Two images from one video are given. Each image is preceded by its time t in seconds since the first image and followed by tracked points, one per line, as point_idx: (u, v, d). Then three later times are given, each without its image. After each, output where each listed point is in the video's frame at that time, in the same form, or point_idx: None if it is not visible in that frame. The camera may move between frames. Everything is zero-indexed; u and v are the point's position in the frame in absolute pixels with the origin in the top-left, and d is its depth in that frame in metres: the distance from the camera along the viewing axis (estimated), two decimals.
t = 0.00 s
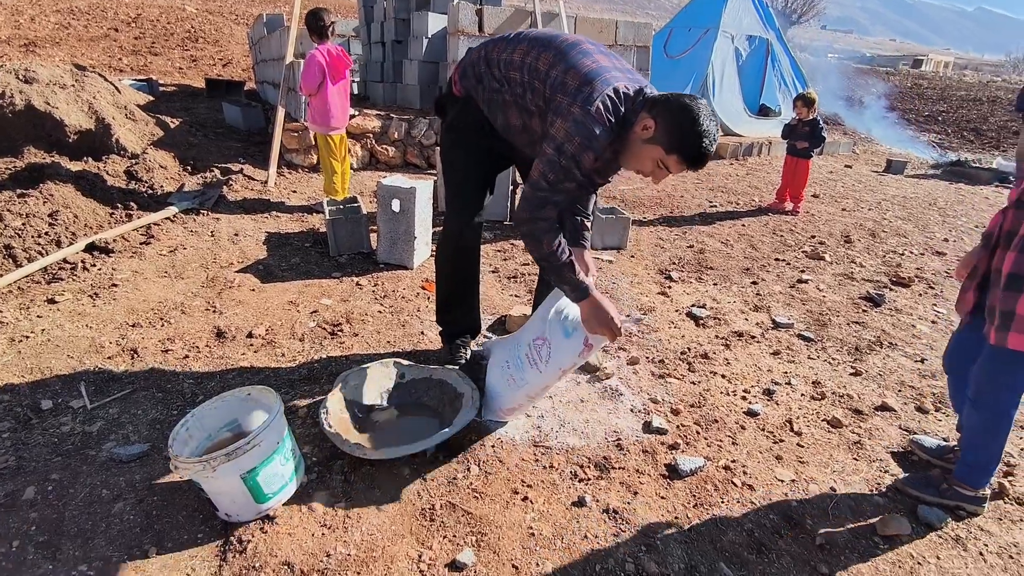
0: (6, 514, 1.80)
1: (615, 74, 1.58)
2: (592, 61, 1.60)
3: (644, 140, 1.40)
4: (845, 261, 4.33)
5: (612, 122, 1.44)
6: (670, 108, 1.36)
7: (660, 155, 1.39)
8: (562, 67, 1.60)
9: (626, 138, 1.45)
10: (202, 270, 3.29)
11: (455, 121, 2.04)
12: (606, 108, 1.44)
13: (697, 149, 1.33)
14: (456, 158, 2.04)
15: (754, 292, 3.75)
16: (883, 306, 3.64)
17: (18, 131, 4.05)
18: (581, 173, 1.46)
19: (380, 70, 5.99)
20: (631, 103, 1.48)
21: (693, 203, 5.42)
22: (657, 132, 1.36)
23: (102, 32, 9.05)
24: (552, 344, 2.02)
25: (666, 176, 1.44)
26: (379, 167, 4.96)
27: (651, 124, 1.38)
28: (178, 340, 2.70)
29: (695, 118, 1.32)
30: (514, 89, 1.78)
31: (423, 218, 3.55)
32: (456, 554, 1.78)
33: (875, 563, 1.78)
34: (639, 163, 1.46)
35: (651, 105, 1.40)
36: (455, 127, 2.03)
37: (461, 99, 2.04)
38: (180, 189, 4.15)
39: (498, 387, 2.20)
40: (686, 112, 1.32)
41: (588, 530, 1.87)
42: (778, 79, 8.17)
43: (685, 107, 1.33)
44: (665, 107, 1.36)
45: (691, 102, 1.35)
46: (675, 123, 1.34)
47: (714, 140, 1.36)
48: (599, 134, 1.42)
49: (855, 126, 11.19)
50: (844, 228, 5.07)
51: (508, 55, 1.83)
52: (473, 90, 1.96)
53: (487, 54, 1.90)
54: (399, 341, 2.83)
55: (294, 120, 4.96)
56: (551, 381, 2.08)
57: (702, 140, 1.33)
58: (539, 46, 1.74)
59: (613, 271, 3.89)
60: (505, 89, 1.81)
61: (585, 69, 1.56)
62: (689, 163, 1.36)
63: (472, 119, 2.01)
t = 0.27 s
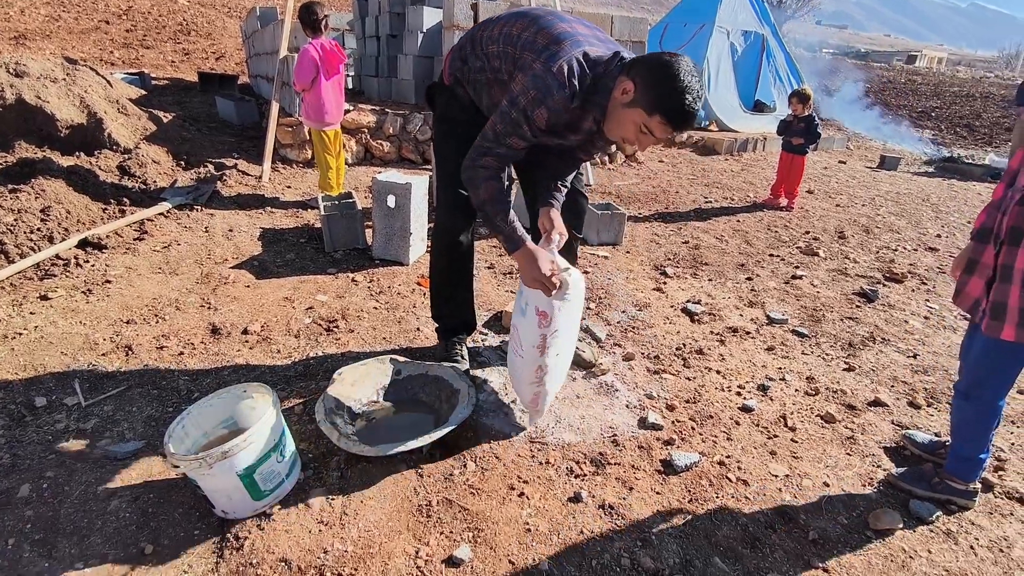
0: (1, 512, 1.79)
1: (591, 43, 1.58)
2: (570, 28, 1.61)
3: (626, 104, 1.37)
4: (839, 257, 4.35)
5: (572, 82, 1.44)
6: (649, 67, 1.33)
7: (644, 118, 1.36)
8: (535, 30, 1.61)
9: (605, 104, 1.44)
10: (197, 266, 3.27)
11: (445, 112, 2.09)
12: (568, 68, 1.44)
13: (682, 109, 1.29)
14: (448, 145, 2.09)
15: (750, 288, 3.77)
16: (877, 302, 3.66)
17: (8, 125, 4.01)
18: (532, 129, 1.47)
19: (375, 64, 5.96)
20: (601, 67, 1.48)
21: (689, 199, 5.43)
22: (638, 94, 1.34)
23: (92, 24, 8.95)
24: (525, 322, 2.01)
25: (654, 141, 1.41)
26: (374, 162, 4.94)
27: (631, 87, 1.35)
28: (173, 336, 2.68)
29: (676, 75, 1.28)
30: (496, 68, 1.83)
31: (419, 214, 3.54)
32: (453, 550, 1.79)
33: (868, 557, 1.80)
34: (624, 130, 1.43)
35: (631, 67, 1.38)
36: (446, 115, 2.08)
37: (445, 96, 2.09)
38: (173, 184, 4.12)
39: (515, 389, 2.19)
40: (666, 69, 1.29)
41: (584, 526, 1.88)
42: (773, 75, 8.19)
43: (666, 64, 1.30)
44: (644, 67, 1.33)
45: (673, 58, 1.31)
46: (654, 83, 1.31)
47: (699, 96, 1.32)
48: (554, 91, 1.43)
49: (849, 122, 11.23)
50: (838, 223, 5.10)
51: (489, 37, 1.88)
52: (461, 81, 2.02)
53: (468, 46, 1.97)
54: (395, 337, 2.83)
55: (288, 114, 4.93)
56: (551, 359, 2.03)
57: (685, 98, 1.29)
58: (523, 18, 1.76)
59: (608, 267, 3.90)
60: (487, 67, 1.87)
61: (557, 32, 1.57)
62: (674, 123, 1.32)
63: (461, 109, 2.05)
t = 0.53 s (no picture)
0: (1, 510, 1.79)
1: (569, 37, 1.55)
2: (549, 23, 1.59)
3: (604, 103, 1.35)
4: (836, 255, 4.37)
5: (546, 80, 1.42)
6: (627, 66, 1.30)
7: (622, 118, 1.33)
8: (514, 27, 1.60)
9: (584, 101, 1.42)
10: (195, 263, 3.27)
11: (441, 111, 2.09)
12: (541, 67, 1.42)
13: (659, 112, 1.27)
14: (445, 144, 2.10)
15: (747, 286, 3.78)
16: (873, 299, 3.67)
17: (4, 122, 3.99)
18: (511, 132, 1.46)
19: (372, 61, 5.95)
20: (577, 61, 1.44)
21: (686, 197, 5.44)
22: (615, 93, 1.31)
23: (88, 20, 8.90)
24: (535, 310, 1.93)
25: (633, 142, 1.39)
26: (371, 160, 4.94)
27: (608, 86, 1.33)
28: (171, 334, 2.68)
29: (653, 76, 1.25)
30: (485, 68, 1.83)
31: (417, 212, 3.55)
32: (452, 546, 1.80)
33: (864, 552, 1.81)
34: (605, 129, 1.41)
35: (611, 66, 1.35)
36: (442, 114, 2.08)
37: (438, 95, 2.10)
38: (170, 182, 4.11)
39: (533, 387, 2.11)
40: (644, 71, 1.26)
41: (582, 522, 1.90)
42: (770, 73, 8.20)
43: (646, 64, 1.27)
44: (622, 66, 1.30)
45: (652, 57, 1.28)
46: (631, 84, 1.28)
47: (678, 97, 1.29)
48: (528, 93, 1.42)
49: (845, 119, 11.26)
50: (834, 221, 5.11)
51: (477, 41, 1.90)
52: (454, 80, 2.02)
53: (459, 46, 1.99)
54: (393, 335, 2.83)
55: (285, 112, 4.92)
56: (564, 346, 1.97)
57: (662, 100, 1.26)
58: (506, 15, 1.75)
59: (606, 265, 3.91)
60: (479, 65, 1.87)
61: (535, 30, 1.55)
62: (650, 125, 1.30)
63: (457, 108, 2.06)
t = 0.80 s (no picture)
0: (6, 508, 1.81)
1: (573, 28, 1.54)
2: (552, 15, 1.58)
3: (604, 92, 1.29)
4: (835, 254, 4.39)
5: (552, 72, 1.42)
6: (628, 55, 1.24)
7: (621, 108, 1.27)
8: (516, 20, 1.59)
9: (587, 92, 1.40)
10: (196, 263, 3.28)
11: (444, 111, 2.11)
12: (546, 59, 1.42)
13: (659, 102, 1.20)
14: (448, 142, 2.11)
15: (746, 286, 3.80)
16: (872, 298, 3.69)
17: (5, 122, 4.00)
18: (520, 125, 1.46)
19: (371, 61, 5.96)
20: (581, 52, 1.44)
21: (686, 197, 5.45)
22: (614, 82, 1.24)
23: (87, 20, 8.91)
24: (521, 342, 2.09)
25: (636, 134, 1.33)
26: (371, 160, 4.95)
27: (608, 75, 1.27)
28: (173, 334, 2.70)
29: (656, 66, 1.19)
30: (487, 62, 1.84)
31: (417, 212, 3.56)
32: (452, 544, 1.81)
33: (861, 549, 1.83)
34: (607, 119, 1.35)
35: (612, 54, 1.30)
36: (445, 114, 2.10)
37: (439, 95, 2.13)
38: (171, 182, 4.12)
39: (530, 417, 2.23)
40: (644, 60, 1.20)
41: (581, 519, 1.91)
42: (769, 72, 8.21)
43: (647, 53, 1.21)
44: (622, 54, 1.24)
45: (655, 46, 1.21)
46: (631, 72, 1.22)
47: (680, 89, 1.22)
48: (535, 84, 1.41)
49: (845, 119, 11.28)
50: (833, 221, 5.13)
51: (477, 38, 1.91)
52: (455, 79, 2.04)
53: (460, 45, 2.00)
54: (394, 334, 2.85)
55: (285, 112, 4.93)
56: (555, 373, 2.08)
57: (662, 89, 1.20)
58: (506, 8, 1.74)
59: (606, 264, 3.92)
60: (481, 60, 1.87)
61: (539, 22, 1.54)
62: (650, 115, 1.23)
63: (459, 108, 2.07)
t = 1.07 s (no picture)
0: (17, 506, 1.84)
1: (576, 30, 1.56)
2: (555, 17, 1.60)
3: (605, 93, 1.31)
4: (839, 255, 4.39)
5: (554, 73, 1.44)
6: (629, 56, 1.25)
7: (621, 107, 1.29)
8: (519, 22, 1.61)
9: (589, 94, 1.42)
10: (203, 265, 3.31)
11: (448, 113, 2.13)
12: (548, 61, 1.44)
13: (658, 104, 1.22)
14: (453, 145, 2.14)
15: (750, 287, 3.80)
16: (875, 299, 3.70)
17: (15, 126, 4.05)
18: (523, 126, 1.48)
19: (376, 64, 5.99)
20: (583, 55, 1.45)
21: (690, 198, 5.46)
22: (615, 82, 1.26)
23: (94, 24, 8.99)
24: (530, 340, 2.11)
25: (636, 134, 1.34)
26: (376, 162, 4.97)
27: (609, 75, 1.28)
28: (180, 335, 2.73)
29: (655, 68, 1.21)
30: (490, 63, 1.85)
31: (422, 214, 3.58)
32: (457, 543, 1.83)
33: (864, 550, 1.84)
34: (608, 118, 1.37)
35: (614, 55, 1.31)
36: (449, 116, 2.12)
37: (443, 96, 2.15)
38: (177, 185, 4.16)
39: (533, 416, 2.25)
40: (645, 63, 1.21)
41: (585, 519, 1.93)
42: (773, 73, 8.21)
43: (647, 54, 1.23)
44: (624, 55, 1.25)
45: (655, 48, 1.23)
46: (632, 73, 1.23)
47: (679, 92, 1.24)
48: (537, 86, 1.43)
49: (850, 120, 11.25)
50: (838, 222, 5.13)
51: (480, 40, 1.92)
52: (460, 80, 2.06)
53: (464, 47, 2.01)
54: (398, 335, 2.87)
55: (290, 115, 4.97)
56: (561, 372, 2.11)
57: (662, 91, 1.22)
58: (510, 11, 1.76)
59: (609, 266, 3.94)
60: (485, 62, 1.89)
61: (541, 25, 1.56)
62: (649, 117, 1.25)
63: (464, 110, 2.09)
